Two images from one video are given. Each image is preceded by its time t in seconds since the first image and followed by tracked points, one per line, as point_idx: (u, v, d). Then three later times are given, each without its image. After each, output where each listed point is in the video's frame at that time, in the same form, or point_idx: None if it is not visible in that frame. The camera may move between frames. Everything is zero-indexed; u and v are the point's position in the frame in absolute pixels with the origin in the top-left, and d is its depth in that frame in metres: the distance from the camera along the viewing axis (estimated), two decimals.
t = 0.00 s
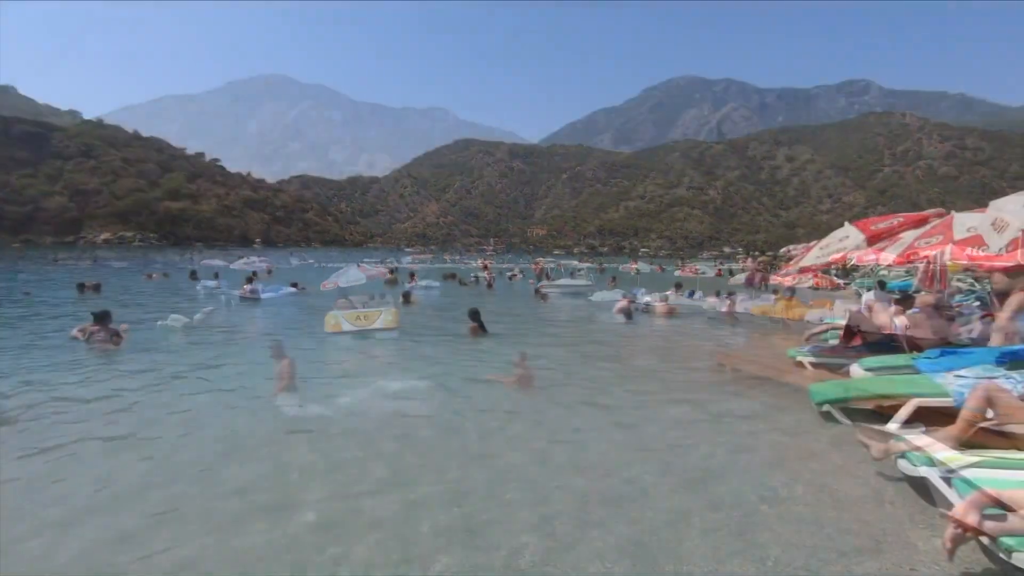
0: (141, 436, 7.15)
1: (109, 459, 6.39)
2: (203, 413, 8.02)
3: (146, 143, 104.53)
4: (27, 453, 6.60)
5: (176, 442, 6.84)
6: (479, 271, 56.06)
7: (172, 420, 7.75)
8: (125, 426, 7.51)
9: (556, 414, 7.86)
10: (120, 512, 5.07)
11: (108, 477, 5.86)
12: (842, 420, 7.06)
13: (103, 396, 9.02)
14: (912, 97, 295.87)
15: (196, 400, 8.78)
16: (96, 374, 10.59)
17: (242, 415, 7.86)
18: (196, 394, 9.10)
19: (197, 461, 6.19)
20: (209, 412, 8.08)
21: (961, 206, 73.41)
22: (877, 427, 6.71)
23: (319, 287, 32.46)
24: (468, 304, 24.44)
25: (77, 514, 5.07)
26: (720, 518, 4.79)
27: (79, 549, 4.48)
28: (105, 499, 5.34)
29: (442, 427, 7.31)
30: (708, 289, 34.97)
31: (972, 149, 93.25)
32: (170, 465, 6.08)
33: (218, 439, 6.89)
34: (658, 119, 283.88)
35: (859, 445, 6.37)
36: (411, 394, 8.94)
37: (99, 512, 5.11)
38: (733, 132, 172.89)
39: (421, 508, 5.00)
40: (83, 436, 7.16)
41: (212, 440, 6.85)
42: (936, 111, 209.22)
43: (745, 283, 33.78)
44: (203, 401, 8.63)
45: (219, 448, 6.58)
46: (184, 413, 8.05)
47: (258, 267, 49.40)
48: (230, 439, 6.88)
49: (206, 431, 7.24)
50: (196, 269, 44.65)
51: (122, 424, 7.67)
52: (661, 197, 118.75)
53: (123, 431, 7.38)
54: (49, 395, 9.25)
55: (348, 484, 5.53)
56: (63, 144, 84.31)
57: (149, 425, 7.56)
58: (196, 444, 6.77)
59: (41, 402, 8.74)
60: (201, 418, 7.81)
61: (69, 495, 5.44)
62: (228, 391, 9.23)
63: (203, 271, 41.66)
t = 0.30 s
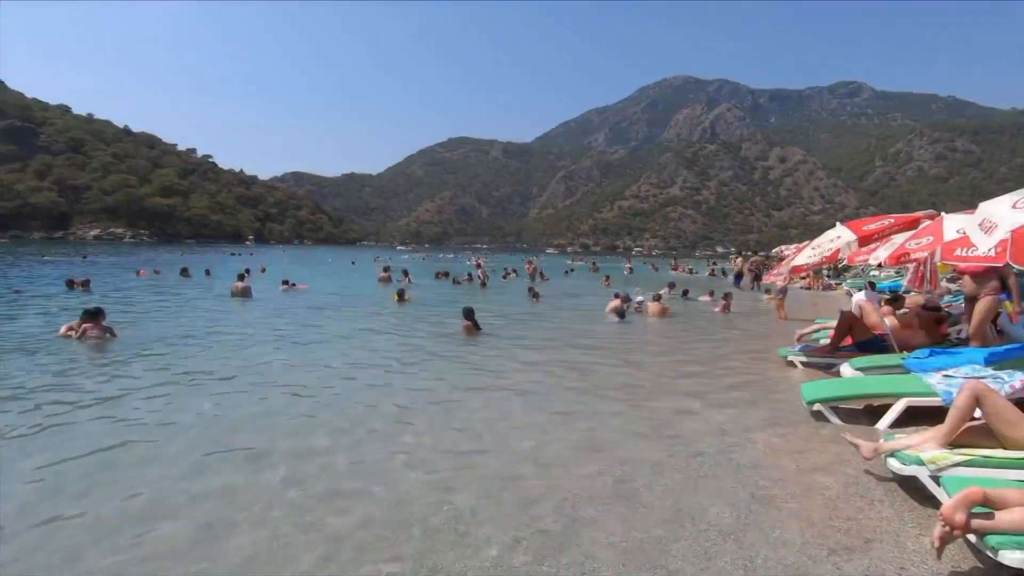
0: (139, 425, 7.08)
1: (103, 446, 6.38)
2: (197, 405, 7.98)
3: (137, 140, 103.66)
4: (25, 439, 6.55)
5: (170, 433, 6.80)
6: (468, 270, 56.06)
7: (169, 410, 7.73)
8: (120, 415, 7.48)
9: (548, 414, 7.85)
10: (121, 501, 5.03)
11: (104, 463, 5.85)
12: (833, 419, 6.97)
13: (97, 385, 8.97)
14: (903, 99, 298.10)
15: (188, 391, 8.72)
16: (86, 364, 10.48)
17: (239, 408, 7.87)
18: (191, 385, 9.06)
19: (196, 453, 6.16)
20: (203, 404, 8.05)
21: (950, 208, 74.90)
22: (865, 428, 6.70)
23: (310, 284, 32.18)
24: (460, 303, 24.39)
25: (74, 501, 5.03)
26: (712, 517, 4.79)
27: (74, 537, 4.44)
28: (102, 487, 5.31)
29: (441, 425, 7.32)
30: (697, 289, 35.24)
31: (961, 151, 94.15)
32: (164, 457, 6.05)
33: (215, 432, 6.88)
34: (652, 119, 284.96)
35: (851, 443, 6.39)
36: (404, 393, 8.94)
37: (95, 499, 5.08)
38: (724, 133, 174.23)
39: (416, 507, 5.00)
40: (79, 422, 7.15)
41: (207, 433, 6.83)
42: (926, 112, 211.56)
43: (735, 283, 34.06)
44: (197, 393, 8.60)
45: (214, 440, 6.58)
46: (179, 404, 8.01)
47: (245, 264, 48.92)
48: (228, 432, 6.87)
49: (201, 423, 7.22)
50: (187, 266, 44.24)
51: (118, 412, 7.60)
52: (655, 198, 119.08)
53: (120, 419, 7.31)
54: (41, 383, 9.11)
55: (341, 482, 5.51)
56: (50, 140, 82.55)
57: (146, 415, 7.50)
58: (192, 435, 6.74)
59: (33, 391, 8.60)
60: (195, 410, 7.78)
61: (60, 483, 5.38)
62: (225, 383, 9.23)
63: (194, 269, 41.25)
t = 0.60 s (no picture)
0: (132, 423, 7.07)
1: (100, 441, 6.39)
2: (194, 402, 8.00)
3: (126, 135, 102.83)
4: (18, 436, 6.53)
5: (165, 429, 6.79)
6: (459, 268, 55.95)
7: (167, 406, 7.76)
8: (117, 411, 7.51)
9: (540, 413, 7.87)
10: (117, 499, 5.03)
11: (102, 459, 5.87)
12: (821, 419, 7.03)
13: (93, 381, 8.97)
14: (893, 100, 300.11)
15: (185, 388, 8.73)
16: (80, 361, 10.48)
17: (236, 406, 7.88)
18: (188, 383, 9.09)
19: (190, 451, 6.16)
20: (200, 401, 8.08)
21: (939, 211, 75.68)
22: (854, 427, 6.76)
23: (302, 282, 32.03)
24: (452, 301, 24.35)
25: (68, 497, 5.03)
26: (702, 516, 4.83)
27: (70, 533, 4.46)
28: (98, 483, 5.33)
29: (434, 423, 7.33)
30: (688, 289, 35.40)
31: (949, 154, 94.87)
32: (159, 453, 6.05)
33: (211, 429, 6.89)
34: (644, 118, 285.46)
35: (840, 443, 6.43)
36: (398, 391, 8.94)
37: (92, 494, 5.10)
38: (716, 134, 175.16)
39: (408, 505, 5.00)
40: (77, 418, 7.18)
41: (204, 430, 6.85)
42: (915, 114, 213.07)
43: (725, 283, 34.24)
44: (194, 390, 8.62)
45: (211, 437, 6.59)
46: (175, 401, 8.03)
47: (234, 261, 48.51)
48: (225, 429, 6.89)
49: (198, 420, 7.23)
50: (177, 264, 43.81)
51: (111, 410, 7.58)
52: (647, 198, 119.41)
53: (113, 416, 7.29)
54: (31, 381, 9.03)
55: (335, 479, 5.52)
56: (37, 134, 81.46)
57: (139, 412, 7.47)
58: (190, 432, 6.77)
59: (22, 389, 8.52)
60: (192, 407, 7.80)
61: (53, 481, 5.37)
62: (219, 381, 9.22)
63: (184, 266, 40.91)
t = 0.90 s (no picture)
0: (118, 422, 7.00)
1: (92, 439, 6.38)
2: (187, 400, 8.00)
3: (113, 131, 101.82)
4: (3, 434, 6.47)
5: (152, 430, 6.74)
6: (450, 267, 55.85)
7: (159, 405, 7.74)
8: (108, 409, 7.50)
9: (529, 412, 7.90)
10: (103, 498, 5.00)
11: (94, 456, 5.87)
12: (808, 420, 7.08)
13: (84, 380, 8.94)
14: (880, 103, 303.63)
15: (176, 387, 8.72)
16: (69, 360, 10.42)
17: (228, 404, 7.88)
18: (180, 381, 9.06)
19: (179, 450, 6.12)
20: (192, 399, 8.07)
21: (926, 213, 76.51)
22: (841, 426, 6.82)
23: (291, 280, 31.84)
24: (442, 300, 24.33)
25: (51, 497, 4.98)
26: (690, 514, 4.87)
27: (60, 530, 4.46)
28: (90, 480, 5.34)
29: (421, 423, 7.32)
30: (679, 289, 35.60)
31: (935, 157, 96.12)
32: (148, 453, 6.01)
33: (204, 427, 6.90)
34: (635, 119, 286.47)
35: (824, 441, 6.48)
36: (390, 390, 8.96)
37: (84, 492, 5.11)
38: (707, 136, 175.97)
39: (398, 505, 5.01)
40: (68, 416, 7.17)
41: (197, 428, 6.86)
42: (902, 118, 215.65)
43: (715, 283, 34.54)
44: (186, 388, 8.61)
45: (205, 435, 6.61)
46: (168, 399, 8.03)
47: (222, 259, 48.06)
48: (218, 427, 6.90)
49: (190, 418, 7.24)
50: (164, 261, 43.43)
51: (95, 409, 7.50)
52: (637, 198, 119.93)
53: (99, 415, 7.25)
54: (16, 378, 8.94)
55: (326, 478, 5.52)
56: (21, 129, 80.34)
57: (127, 411, 7.44)
58: (183, 430, 6.78)
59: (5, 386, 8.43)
60: (184, 405, 7.79)
61: (39, 479, 5.33)
62: (209, 380, 9.18)
63: (171, 264, 40.53)
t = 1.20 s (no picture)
0: (104, 423, 6.93)
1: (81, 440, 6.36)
2: (177, 401, 7.97)
3: (96, 128, 100.52)
4: None
5: (139, 430, 6.69)
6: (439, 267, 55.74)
7: (150, 405, 7.68)
8: (100, 409, 7.47)
9: (517, 413, 7.89)
10: (92, 500, 4.96)
11: (84, 457, 5.84)
12: (793, 419, 7.14)
13: (73, 380, 8.91)
14: (866, 107, 307.14)
15: (169, 386, 8.71)
16: (56, 359, 10.34)
17: (220, 405, 7.84)
18: (171, 380, 9.03)
19: (167, 451, 6.08)
20: (181, 399, 8.03)
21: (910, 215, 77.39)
22: (824, 426, 6.90)
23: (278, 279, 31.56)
24: (431, 300, 24.28)
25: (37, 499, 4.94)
26: (676, 512, 4.91)
27: (51, 531, 4.43)
28: (83, 480, 5.31)
29: (408, 424, 7.29)
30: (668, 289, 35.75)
31: (919, 160, 97.31)
32: (136, 454, 5.97)
33: (193, 427, 6.86)
34: (625, 120, 287.28)
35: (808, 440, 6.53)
36: (379, 390, 8.95)
37: (76, 493, 5.07)
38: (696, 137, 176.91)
39: (385, 505, 4.99)
40: (57, 416, 7.12)
41: (187, 428, 6.83)
42: (887, 121, 218.29)
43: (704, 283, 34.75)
44: (175, 389, 8.56)
45: (193, 435, 6.58)
46: (161, 398, 8.03)
47: (209, 259, 47.62)
48: (210, 428, 6.86)
49: (182, 418, 7.22)
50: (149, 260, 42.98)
51: (81, 409, 7.42)
52: (626, 199, 120.30)
53: (85, 416, 7.19)
54: None
55: (314, 478, 5.52)
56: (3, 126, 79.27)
57: (113, 412, 7.37)
58: (174, 430, 6.75)
59: None
60: (177, 405, 7.75)
61: (27, 480, 5.27)
62: (196, 380, 9.08)
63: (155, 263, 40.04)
